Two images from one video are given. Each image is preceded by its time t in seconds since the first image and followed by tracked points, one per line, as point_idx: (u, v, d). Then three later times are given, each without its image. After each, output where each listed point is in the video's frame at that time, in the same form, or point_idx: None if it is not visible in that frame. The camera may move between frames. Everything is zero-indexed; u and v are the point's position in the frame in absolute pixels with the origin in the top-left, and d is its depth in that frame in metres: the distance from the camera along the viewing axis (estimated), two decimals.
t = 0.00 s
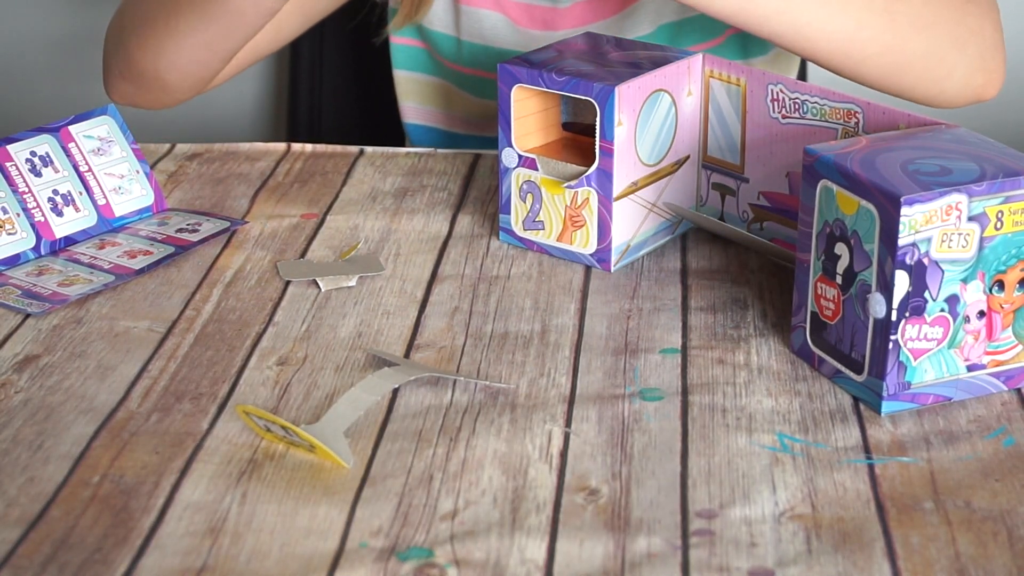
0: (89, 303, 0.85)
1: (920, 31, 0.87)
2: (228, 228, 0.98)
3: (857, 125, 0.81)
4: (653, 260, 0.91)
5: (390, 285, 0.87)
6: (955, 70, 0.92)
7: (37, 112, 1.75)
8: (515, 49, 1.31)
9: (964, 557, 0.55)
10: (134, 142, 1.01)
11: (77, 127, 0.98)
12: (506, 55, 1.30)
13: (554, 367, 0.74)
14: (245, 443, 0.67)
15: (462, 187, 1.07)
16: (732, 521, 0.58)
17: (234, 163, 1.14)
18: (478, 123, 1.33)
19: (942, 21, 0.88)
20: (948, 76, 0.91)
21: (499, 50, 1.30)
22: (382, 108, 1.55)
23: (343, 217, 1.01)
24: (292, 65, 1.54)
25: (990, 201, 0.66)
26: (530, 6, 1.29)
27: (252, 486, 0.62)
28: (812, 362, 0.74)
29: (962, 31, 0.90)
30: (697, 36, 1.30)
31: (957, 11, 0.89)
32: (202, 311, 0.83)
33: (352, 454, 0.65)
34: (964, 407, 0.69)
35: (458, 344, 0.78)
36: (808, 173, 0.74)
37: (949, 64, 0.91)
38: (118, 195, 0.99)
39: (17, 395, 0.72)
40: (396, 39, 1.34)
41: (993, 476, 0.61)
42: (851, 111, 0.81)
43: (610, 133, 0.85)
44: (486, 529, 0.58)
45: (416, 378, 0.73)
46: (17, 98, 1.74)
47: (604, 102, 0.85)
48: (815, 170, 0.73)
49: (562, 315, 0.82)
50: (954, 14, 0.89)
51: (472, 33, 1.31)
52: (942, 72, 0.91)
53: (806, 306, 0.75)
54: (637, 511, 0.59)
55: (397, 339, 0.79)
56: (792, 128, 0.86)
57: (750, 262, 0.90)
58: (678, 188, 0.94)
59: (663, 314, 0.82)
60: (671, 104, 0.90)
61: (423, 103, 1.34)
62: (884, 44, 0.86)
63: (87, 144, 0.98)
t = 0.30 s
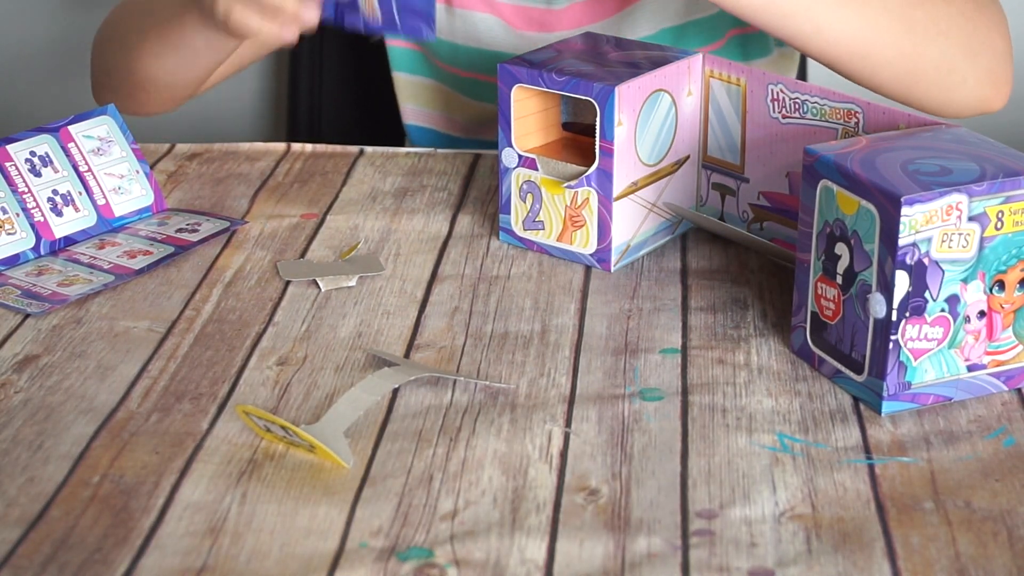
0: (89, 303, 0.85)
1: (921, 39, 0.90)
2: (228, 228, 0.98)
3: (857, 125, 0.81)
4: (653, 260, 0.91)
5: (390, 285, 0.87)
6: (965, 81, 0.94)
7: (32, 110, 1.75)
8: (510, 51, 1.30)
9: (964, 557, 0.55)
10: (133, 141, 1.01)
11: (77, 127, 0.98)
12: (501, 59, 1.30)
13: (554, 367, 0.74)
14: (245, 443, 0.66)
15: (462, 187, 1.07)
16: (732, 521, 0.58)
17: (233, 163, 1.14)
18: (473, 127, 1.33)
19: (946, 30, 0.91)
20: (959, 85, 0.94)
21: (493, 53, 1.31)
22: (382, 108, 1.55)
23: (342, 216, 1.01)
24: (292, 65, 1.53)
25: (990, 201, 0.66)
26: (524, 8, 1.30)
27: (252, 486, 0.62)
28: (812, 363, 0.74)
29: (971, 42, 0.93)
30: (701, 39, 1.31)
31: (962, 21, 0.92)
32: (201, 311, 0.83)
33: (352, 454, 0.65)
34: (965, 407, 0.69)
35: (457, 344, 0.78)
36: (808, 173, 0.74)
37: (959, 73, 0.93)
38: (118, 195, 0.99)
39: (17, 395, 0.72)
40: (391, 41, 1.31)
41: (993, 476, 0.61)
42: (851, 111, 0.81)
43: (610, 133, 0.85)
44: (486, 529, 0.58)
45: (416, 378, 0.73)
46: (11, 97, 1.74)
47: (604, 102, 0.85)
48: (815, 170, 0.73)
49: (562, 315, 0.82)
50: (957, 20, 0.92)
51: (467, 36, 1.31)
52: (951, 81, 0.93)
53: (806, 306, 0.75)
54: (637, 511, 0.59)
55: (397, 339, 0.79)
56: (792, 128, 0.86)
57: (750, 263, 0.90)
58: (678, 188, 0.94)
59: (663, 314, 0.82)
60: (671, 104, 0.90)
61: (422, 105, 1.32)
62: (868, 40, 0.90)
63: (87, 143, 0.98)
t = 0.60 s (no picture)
0: (90, 303, 0.85)
1: (923, 34, 0.90)
2: (228, 228, 0.98)
3: (857, 125, 0.81)
4: (653, 260, 0.91)
5: (390, 285, 0.87)
6: (970, 74, 0.94)
7: (31, 110, 1.75)
8: (502, 51, 1.30)
9: (964, 557, 0.55)
10: (134, 141, 1.01)
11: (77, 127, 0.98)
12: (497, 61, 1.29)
13: (554, 367, 0.74)
14: (245, 443, 0.67)
15: (462, 187, 1.07)
16: (732, 521, 0.58)
17: (233, 163, 1.14)
18: (468, 130, 1.34)
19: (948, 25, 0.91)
20: (965, 79, 0.94)
21: (488, 53, 1.30)
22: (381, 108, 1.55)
23: (342, 216, 1.01)
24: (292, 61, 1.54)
25: (990, 201, 0.66)
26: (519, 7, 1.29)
27: (252, 486, 0.62)
28: (812, 363, 0.74)
29: (975, 36, 0.93)
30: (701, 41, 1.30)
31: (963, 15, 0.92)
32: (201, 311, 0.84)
33: (352, 454, 0.65)
34: (965, 407, 0.69)
35: (458, 344, 0.78)
36: (808, 173, 0.74)
37: (964, 67, 0.93)
38: (118, 195, 0.99)
39: (17, 395, 0.73)
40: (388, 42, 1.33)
41: (993, 476, 0.61)
42: (851, 111, 0.81)
43: (610, 133, 0.85)
44: (486, 529, 0.58)
45: (416, 378, 0.73)
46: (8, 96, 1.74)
47: (604, 102, 0.85)
48: (815, 170, 0.73)
49: (562, 315, 0.82)
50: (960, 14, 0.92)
51: (463, 37, 1.30)
52: (953, 79, 0.93)
53: (806, 305, 0.75)
54: (637, 511, 0.59)
55: (397, 339, 0.79)
56: (791, 128, 0.86)
57: (750, 263, 0.90)
58: (678, 188, 0.94)
59: (663, 314, 0.82)
60: (671, 104, 0.90)
61: (417, 105, 1.33)
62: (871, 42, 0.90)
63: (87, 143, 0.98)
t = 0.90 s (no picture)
0: (89, 303, 0.85)
1: (923, 33, 0.91)
2: (228, 228, 0.98)
3: (857, 125, 0.81)
4: (654, 260, 0.91)
5: (390, 285, 0.87)
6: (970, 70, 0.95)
7: (34, 110, 1.77)
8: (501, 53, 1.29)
9: (964, 557, 0.55)
10: (133, 141, 1.01)
11: (77, 127, 0.98)
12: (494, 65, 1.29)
13: (554, 367, 0.74)
14: (245, 443, 0.67)
15: (462, 187, 1.07)
16: (732, 521, 0.58)
17: (233, 163, 1.14)
18: (466, 135, 1.33)
19: (946, 22, 0.92)
20: (968, 76, 0.95)
21: (487, 57, 1.30)
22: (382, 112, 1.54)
23: (343, 216, 1.01)
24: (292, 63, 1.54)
25: (990, 201, 0.66)
26: (516, 9, 1.29)
27: (252, 486, 0.62)
28: (812, 363, 0.74)
29: (976, 33, 0.94)
30: (701, 41, 1.29)
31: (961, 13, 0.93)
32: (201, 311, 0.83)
33: (352, 454, 0.65)
34: (965, 407, 0.69)
35: (458, 344, 0.78)
36: (808, 173, 0.74)
37: (966, 63, 0.94)
38: (118, 195, 0.99)
39: (17, 395, 0.72)
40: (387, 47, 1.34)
41: (993, 476, 0.61)
42: (851, 111, 0.81)
43: (610, 133, 0.85)
44: (486, 529, 0.58)
45: (416, 378, 0.73)
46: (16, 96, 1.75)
47: (604, 102, 0.85)
48: (815, 170, 0.73)
49: (562, 315, 0.82)
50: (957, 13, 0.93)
51: (460, 41, 1.30)
52: (956, 75, 0.94)
53: (806, 306, 0.75)
54: (637, 511, 0.59)
55: (397, 339, 0.79)
56: (791, 128, 0.86)
57: (750, 263, 0.90)
58: (678, 188, 0.94)
59: (663, 314, 0.82)
60: (671, 104, 0.90)
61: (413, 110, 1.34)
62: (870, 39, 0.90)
63: (87, 144, 0.98)
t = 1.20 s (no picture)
0: (90, 303, 0.85)
1: (938, 37, 0.91)
2: (228, 228, 0.98)
3: (857, 125, 0.81)
4: (653, 260, 0.91)
5: (390, 285, 0.87)
6: (986, 71, 0.95)
7: (39, 112, 1.78)
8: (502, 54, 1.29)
9: (965, 557, 0.55)
10: (133, 141, 1.01)
11: (77, 127, 0.98)
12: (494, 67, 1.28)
13: (554, 367, 0.74)
14: (245, 443, 0.67)
15: (462, 187, 1.07)
16: (732, 521, 0.58)
17: (233, 163, 1.14)
18: (466, 136, 1.33)
19: (961, 25, 0.92)
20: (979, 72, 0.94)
21: (487, 58, 1.30)
22: (381, 114, 1.54)
23: (342, 217, 1.01)
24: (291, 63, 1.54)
25: (990, 201, 0.66)
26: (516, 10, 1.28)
27: (252, 486, 0.62)
28: (812, 363, 0.74)
29: (989, 35, 0.94)
30: (701, 43, 1.29)
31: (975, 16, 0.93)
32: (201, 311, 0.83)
33: (352, 454, 0.65)
34: (964, 407, 0.69)
35: (458, 344, 0.78)
36: (808, 173, 0.74)
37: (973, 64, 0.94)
38: (118, 195, 0.99)
39: (17, 395, 0.73)
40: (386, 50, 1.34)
41: (993, 476, 0.61)
42: (851, 111, 0.81)
43: (610, 133, 0.85)
44: (486, 529, 0.58)
45: (416, 378, 0.73)
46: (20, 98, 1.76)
47: (604, 102, 0.85)
48: (815, 170, 0.73)
49: (562, 315, 0.82)
50: (970, 15, 0.93)
51: (460, 42, 1.30)
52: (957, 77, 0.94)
53: (806, 306, 0.75)
54: (637, 511, 0.59)
55: (397, 339, 0.79)
56: (792, 128, 0.86)
57: (750, 263, 0.90)
58: (678, 188, 0.94)
59: (663, 314, 0.82)
60: (671, 104, 0.90)
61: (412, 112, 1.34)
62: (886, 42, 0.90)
63: (86, 143, 0.98)
